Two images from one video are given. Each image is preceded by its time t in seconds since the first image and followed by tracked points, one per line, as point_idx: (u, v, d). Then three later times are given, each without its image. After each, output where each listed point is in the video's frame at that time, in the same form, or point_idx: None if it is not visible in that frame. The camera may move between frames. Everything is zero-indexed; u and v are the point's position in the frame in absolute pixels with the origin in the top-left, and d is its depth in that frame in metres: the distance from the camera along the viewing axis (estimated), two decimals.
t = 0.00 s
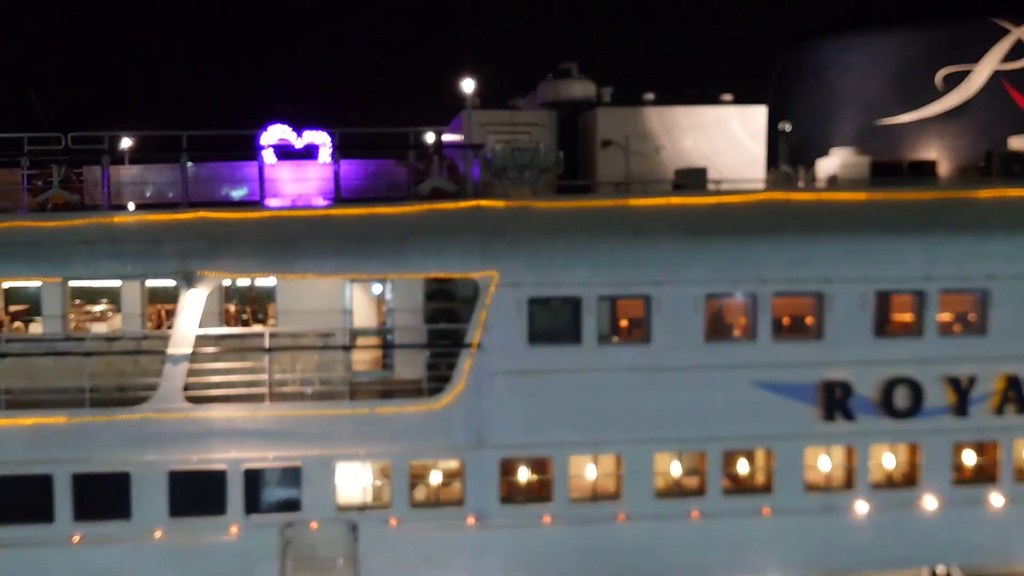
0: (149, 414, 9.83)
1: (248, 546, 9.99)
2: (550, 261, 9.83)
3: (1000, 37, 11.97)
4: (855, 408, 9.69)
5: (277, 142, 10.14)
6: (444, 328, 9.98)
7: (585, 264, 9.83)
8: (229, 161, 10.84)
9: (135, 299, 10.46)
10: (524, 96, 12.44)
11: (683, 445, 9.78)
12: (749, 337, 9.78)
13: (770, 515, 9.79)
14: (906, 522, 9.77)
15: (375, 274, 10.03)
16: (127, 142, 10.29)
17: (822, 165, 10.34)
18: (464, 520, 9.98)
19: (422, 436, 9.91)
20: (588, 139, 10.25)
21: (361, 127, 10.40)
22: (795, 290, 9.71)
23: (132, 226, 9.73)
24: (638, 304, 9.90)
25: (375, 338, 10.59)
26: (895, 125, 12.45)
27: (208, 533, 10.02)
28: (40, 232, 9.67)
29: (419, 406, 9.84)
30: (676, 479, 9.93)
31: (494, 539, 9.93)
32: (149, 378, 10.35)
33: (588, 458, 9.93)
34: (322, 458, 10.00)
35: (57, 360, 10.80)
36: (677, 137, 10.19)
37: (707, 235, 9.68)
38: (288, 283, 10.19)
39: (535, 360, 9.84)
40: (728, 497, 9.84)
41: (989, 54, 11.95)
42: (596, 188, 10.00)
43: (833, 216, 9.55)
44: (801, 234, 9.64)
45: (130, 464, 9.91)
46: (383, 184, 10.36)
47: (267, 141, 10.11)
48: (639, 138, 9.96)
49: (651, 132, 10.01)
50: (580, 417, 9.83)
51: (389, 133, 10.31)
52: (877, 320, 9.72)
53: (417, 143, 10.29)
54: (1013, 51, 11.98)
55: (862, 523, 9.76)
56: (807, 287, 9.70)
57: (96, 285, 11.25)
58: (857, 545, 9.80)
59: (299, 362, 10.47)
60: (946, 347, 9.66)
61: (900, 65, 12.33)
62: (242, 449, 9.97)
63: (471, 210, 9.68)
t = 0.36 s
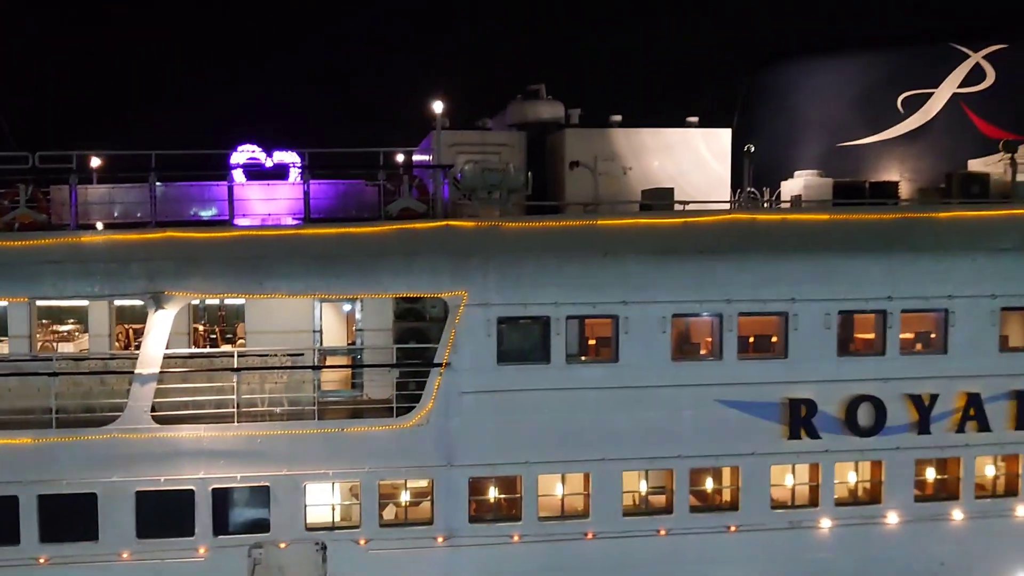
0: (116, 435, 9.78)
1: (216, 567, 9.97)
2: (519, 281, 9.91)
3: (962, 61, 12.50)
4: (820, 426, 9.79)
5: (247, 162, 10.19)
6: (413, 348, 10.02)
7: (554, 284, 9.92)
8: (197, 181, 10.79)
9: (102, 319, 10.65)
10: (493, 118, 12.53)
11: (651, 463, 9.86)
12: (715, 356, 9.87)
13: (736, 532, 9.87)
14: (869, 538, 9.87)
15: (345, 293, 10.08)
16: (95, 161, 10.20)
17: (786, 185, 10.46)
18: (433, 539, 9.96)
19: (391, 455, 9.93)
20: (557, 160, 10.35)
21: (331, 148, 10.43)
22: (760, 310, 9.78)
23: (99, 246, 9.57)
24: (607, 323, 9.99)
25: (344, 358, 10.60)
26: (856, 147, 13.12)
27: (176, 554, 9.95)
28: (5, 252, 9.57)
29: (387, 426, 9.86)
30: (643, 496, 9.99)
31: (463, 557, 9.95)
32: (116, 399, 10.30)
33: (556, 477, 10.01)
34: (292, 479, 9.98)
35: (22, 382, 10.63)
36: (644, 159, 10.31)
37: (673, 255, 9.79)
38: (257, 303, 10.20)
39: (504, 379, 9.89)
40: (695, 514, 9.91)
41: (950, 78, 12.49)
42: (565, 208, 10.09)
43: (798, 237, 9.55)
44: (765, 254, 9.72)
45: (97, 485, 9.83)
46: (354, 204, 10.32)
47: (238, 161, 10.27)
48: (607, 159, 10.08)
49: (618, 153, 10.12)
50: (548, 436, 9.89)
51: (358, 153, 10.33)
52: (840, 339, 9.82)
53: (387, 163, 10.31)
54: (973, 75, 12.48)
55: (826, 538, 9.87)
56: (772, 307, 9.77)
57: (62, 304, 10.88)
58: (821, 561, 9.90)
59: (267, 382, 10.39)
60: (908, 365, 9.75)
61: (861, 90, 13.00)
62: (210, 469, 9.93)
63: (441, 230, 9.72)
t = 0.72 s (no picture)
0: (76, 454, 9.62)
1: None
2: (485, 299, 9.93)
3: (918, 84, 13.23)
4: (783, 442, 9.74)
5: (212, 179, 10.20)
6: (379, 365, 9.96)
7: (520, 302, 9.95)
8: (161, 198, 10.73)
9: (62, 337, 10.56)
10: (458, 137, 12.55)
11: (616, 480, 9.85)
12: (680, 373, 9.88)
13: (701, 549, 9.81)
14: (833, 553, 9.78)
15: (310, 311, 10.03)
16: (57, 177, 10.12)
17: (749, 205, 10.67)
18: (398, 557, 9.92)
19: (356, 474, 9.86)
20: (522, 178, 10.42)
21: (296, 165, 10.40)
22: (724, 327, 9.80)
23: (61, 263, 9.50)
24: (572, 341, 10.03)
25: (309, 376, 10.47)
26: (817, 166, 13.58)
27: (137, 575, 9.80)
28: None
29: (353, 444, 9.80)
30: (609, 513, 9.97)
31: None
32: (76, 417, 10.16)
33: (521, 495, 9.99)
34: (255, 498, 9.87)
35: None
36: (609, 177, 10.38)
37: (638, 273, 9.82)
38: (221, 320, 10.14)
39: (469, 397, 9.89)
40: (660, 531, 9.85)
41: (908, 99, 13.16)
42: (530, 226, 10.14)
43: (759, 256, 9.63)
44: (728, 272, 9.76)
45: (56, 505, 9.66)
46: (319, 222, 10.28)
47: (203, 178, 10.35)
48: (573, 178, 10.15)
49: (583, 171, 10.20)
50: (514, 453, 9.88)
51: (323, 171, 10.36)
52: (803, 356, 9.81)
53: (353, 181, 10.34)
54: (930, 96, 13.19)
55: (789, 554, 9.78)
56: (736, 324, 9.79)
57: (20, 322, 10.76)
58: None
59: (231, 401, 10.24)
60: (869, 382, 9.71)
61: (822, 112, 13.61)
62: (172, 489, 9.79)
63: (406, 247, 9.71)
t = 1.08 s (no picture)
0: (31, 469, 9.41)
1: None
2: (449, 311, 9.92)
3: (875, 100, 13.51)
4: (744, 454, 9.78)
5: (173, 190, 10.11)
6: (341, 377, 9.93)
7: (484, 314, 9.95)
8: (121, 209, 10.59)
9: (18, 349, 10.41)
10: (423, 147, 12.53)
11: (578, 492, 9.86)
12: (642, 385, 9.90)
13: (663, 560, 9.81)
14: (793, 563, 9.83)
15: (272, 323, 9.94)
16: (14, 187, 9.99)
17: (710, 218, 10.79)
18: (361, 571, 9.84)
19: (317, 487, 9.78)
20: (486, 190, 10.46)
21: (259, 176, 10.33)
22: (686, 339, 9.84)
23: (17, 273, 9.28)
24: (536, 353, 10.04)
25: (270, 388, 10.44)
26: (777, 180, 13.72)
27: None
28: None
29: (315, 457, 9.72)
30: (572, 525, 9.95)
31: None
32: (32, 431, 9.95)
33: (484, 507, 9.97)
34: (214, 513, 9.75)
35: None
36: (572, 190, 10.44)
37: (601, 285, 9.85)
38: (181, 333, 10.02)
39: (432, 409, 9.86)
40: (622, 543, 9.84)
41: (866, 115, 13.40)
42: (494, 239, 10.16)
43: (720, 269, 9.66)
44: (689, 285, 9.81)
45: (10, 521, 9.46)
46: (281, 233, 10.24)
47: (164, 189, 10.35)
48: (536, 191, 10.19)
49: (546, 184, 10.25)
50: (477, 466, 9.86)
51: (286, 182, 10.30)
52: (764, 368, 9.84)
53: (317, 193, 10.32)
54: (886, 112, 13.46)
55: (750, 564, 9.82)
56: (697, 336, 9.83)
57: None
58: None
59: (190, 414, 10.11)
60: (828, 394, 9.77)
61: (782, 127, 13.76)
62: (130, 504, 9.63)
63: (368, 258, 9.67)
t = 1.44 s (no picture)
0: None
1: None
2: (415, 319, 9.91)
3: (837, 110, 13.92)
4: (708, 461, 9.84)
5: (136, 195, 10.05)
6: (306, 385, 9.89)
7: (450, 321, 9.94)
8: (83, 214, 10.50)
9: None
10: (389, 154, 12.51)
11: (544, 499, 9.86)
12: (608, 393, 9.93)
13: (628, 567, 9.83)
14: (757, 569, 9.89)
15: (236, 330, 9.88)
16: None
17: (674, 226, 10.88)
18: None
19: (281, 496, 9.71)
20: (453, 198, 10.44)
21: (224, 183, 10.27)
22: (650, 346, 9.89)
23: None
24: (501, 359, 10.04)
25: (235, 396, 10.30)
26: (740, 189, 14.21)
27: None
28: None
29: (279, 466, 9.66)
30: (537, 532, 9.97)
31: None
32: None
33: (450, 515, 9.94)
34: (177, 522, 9.64)
35: None
36: (539, 198, 10.47)
37: (566, 292, 9.88)
38: (144, 340, 10.03)
39: (398, 416, 9.84)
40: (588, 550, 9.85)
41: (827, 125, 13.84)
42: (460, 246, 10.18)
43: (684, 276, 9.72)
44: (655, 293, 9.86)
45: None
46: (245, 240, 10.22)
47: (126, 195, 10.18)
48: (502, 198, 10.21)
49: (513, 192, 10.27)
50: (442, 474, 9.84)
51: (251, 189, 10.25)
52: (727, 375, 9.91)
53: (283, 200, 10.30)
54: (848, 122, 13.88)
55: (715, 570, 9.87)
56: (661, 343, 9.89)
57: None
58: None
59: (152, 422, 9.99)
60: (791, 401, 9.86)
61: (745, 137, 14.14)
62: (91, 513, 9.48)
63: (333, 265, 9.63)
